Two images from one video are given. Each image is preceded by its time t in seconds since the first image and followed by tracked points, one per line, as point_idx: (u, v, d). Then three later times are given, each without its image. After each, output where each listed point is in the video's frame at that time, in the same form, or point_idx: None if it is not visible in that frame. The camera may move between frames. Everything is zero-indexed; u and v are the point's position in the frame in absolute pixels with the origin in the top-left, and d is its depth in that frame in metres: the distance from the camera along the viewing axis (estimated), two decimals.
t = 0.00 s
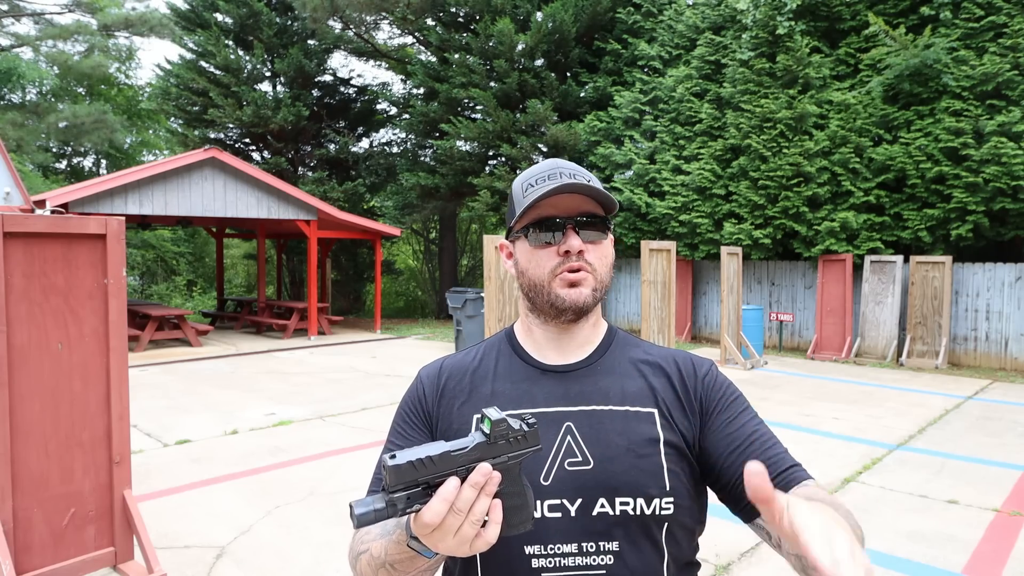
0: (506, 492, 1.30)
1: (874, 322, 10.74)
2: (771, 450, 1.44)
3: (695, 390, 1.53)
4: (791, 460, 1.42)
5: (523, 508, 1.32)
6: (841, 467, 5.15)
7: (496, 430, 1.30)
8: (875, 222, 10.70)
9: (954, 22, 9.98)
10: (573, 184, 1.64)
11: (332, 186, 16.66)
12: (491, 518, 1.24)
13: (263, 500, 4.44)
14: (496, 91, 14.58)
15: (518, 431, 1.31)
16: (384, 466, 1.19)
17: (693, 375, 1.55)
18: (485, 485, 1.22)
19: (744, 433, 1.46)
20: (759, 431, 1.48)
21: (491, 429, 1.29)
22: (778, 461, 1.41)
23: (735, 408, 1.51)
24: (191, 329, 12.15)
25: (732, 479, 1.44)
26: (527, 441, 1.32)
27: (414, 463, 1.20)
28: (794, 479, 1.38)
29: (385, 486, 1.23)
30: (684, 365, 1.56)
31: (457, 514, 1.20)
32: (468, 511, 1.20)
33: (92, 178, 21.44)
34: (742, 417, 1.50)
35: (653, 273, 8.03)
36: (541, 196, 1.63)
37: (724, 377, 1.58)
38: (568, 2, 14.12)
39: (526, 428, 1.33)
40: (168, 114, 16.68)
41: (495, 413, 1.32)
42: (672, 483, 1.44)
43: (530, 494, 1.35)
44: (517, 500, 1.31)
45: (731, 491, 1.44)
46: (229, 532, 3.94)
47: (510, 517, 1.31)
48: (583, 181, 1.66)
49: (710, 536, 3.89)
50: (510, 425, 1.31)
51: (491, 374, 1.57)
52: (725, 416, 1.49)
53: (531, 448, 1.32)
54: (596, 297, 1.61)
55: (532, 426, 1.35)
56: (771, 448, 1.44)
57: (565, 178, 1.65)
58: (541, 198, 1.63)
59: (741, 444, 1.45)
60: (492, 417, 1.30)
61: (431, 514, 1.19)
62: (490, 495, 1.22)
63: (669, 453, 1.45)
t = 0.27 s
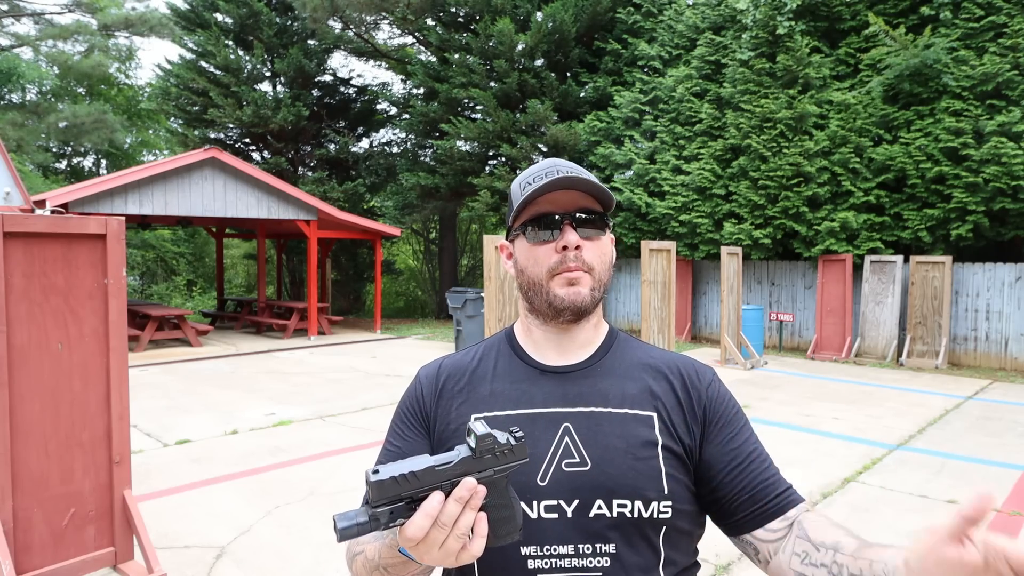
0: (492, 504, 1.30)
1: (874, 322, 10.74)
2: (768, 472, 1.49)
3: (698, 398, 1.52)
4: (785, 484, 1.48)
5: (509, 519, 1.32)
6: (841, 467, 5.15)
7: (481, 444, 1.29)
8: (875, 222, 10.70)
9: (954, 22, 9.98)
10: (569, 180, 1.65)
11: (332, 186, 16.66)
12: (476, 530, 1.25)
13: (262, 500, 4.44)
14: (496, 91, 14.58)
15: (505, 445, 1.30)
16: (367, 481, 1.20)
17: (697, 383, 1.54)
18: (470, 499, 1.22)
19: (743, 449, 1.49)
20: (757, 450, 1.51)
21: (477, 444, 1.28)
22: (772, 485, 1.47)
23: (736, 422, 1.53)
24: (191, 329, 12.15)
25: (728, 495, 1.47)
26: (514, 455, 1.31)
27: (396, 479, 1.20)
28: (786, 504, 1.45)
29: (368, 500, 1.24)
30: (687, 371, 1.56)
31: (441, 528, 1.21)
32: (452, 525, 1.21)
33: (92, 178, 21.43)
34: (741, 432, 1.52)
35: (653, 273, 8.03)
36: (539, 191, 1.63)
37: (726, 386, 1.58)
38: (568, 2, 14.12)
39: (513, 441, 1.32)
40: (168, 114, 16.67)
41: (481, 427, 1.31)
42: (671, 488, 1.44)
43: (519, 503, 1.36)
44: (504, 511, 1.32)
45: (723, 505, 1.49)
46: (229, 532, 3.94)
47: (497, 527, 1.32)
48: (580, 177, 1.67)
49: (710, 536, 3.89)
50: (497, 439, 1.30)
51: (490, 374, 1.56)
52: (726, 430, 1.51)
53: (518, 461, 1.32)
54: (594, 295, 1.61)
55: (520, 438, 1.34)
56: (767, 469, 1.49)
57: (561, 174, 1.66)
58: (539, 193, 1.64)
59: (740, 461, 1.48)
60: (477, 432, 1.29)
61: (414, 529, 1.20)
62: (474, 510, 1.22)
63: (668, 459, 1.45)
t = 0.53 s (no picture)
0: (482, 504, 1.31)
1: (874, 322, 10.73)
2: (768, 481, 1.50)
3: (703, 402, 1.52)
4: (782, 494, 1.51)
5: (501, 520, 1.33)
6: (841, 467, 5.15)
7: (472, 445, 1.30)
8: (875, 222, 10.70)
9: (954, 22, 9.98)
10: (559, 173, 1.68)
11: (332, 186, 16.65)
12: (467, 531, 1.26)
13: (263, 500, 4.44)
14: (496, 91, 14.58)
15: (496, 446, 1.31)
16: (357, 479, 1.22)
17: (702, 387, 1.54)
18: (460, 499, 1.24)
19: (746, 457, 1.50)
20: (759, 458, 1.52)
21: (467, 444, 1.29)
22: (771, 494, 1.49)
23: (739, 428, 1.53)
24: (191, 329, 12.15)
25: (729, 501, 1.48)
26: (506, 456, 1.32)
27: (385, 477, 1.22)
28: (783, 515, 1.48)
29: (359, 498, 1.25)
30: (693, 374, 1.55)
31: (431, 527, 1.22)
32: (442, 525, 1.23)
33: (92, 178, 21.44)
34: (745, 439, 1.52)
35: (653, 273, 8.03)
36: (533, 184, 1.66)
37: (729, 391, 1.58)
38: (568, 2, 14.11)
39: (504, 442, 1.33)
40: (168, 114, 16.67)
41: (472, 427, 1.32)
42: (676, 489, 1.44)
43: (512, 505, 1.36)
44: (496, 513, 1.32)
45: (721, 510, 1.50)
46: (229, 532, 3.94)
47: (489, 529, 1.33)
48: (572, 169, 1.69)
49: (710, 536, 3.89)
50: (488, 439, 1.31)
51: (493, 374, 1.56)
52: (730, 436, 1.51)
53: (509, 462, 1.32)
54: (592, 286, 1.61)
55: (512, 438, 1.35)
56: (768, 478, 1.51)
57: (553, 168, 1.69)
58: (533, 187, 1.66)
59: (743, 468, 1.48)
60: (468, 433, 1.30)
61: (404, 528, 1.21)
62: (465, 510, 1.24)
63: (671, 460, 1.45)
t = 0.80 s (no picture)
0: (487, 513, 1.31)
1: (874, 322, 10.73)
2: (772, 470, 1.47)
3: (700, 395, 1.50)
4: (788, 484, 1.47)
5: (507, 527, 1.33)
6: (841, 467, 5.15)
7: (475, 454, 1.30)
8: (875, 222, 10.70)
9: (954, 22, 9.98)
10: (550, 171, 1.70)
11: (332, 186, 16.65)
12: (472, 540, 1.27)
13: (263, 500, 4.44)
14: (496, 91, 14.58)
15: (498, 455, 1.31)
16: (362, 492, 1.23)
17: (699, 379, 1.52)
18: (465, 509, 1.25)
19: (746, 447, 1.47)
20: (762, 447, 1.48)
21: (471, 454, 1.29)
22: (775, 484, 1.45)
23: (739, 418, 1.51)
24: (191, 329, 12.15)
25: (732, 492, 1.45)
26: (509, 464, 1.32)
27: (390, 490, 1.23)
28: (788, 505, 1.44)
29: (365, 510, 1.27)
30: (691, 369, 1.54)
31: (436, 537, 1.23)
32: (447, 535, 1.24)
33: (92, 178, 21.44)
34: (745, 430, 1.49)
35: (653, 273, 8.04)
36: (522, 186, 1.68)
37: (731, 382, 1.56)
38: (568, 2, 14.12)
39: (507, 451, 1.33)
40: (168, 114, 16.67)
41: (476, 437, 1.32)
42: (674, 487, 1.43)
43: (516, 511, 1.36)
44: (502, 521, 1.33)
45: (728, 503, 1.47)
46: (229, 532, 3.94)
47: (495, 536, 1.33)
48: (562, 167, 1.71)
49: (710, 536, 3.89)
50: (491, 449, 1.31)
51: (493, 375, 1.56)
52: (729, 427, 1.48)
53: (513, 471, 1.32)
54: (587, 280, 1.62)
55: (515, 447, 1.34)
56: (771, 467, 1.47)
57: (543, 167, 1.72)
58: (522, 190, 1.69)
59: (744, 459, 1.45)
60: (471, 443, 1.30)
61: (410, 540, 1.22)
62: (469, 519, 1.25)
63: (670, 458, 1.44)
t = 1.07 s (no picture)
0: (502, 512, 1.31)
1: (874, 322, 10.73)
2: (747, 453, 1.38)
3: (689, 387, 1.50)
4: (768, 467, 1.36)
5: (520, 527, 1.33)
6: (841, 467, 5.15)
7: (491, 454, 1.30)
8: (875, 222, 10.70)
9: (954, 22, 9.98)
10: (570, 182, 1.62)
11: (332, 186, 16.65)
12: (487, 538, 1.27)
13: (263, 500, 4.44)
14: (496, 91, 14.59)
15: (513, 454, 1.31)
16: (380, 491, 1.22)
17: (693, 375, 1.52)
18: (481, 507, 1.24)
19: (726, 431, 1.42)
20: (743, 433, 1.42)
21: (487, 453, 1.29)
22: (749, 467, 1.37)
23: (732, 411, 1.46)
24: (191, 329, 12.15)
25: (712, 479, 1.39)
26: (523, 463, 1.32)
27: (408, 488, 1.22)
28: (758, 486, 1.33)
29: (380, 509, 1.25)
30: (687, 365, 1.54)
31: (453, 536, 1.22)
32: (463, 533, 1.23)
33: (92, 178, 21.45)
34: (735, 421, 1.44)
35: (653, 273, 8.04)
36: (539, 196, 1.61)
37: (729, 380, 1.54)
38: (568, 2, 14.12)
39: (522, 450, 1.33)
40: (168, 114, 16.67)
41: (491, 436, 1.32)
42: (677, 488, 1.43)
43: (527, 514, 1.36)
44: (515, 520, 1.33)
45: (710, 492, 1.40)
46: (229, 532, 3.94)
47: (509, 535, 1.33)
48: (582, 178, 1.63)
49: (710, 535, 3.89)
50: (507, 448, 1.31)
51: (499, 376, 1.57)
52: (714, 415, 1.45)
53: (527, 470, 1.32)
54: (601, 300, 1.58)
55: (529, 447, 1.34)
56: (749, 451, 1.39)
57: (559, 174, 1.62)
58: (538, 198, 1.61)
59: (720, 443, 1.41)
60: (487, 442, 1.30)
61: (427, 538, 1.21)
62: (485, 517, 1.24)
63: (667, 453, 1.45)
